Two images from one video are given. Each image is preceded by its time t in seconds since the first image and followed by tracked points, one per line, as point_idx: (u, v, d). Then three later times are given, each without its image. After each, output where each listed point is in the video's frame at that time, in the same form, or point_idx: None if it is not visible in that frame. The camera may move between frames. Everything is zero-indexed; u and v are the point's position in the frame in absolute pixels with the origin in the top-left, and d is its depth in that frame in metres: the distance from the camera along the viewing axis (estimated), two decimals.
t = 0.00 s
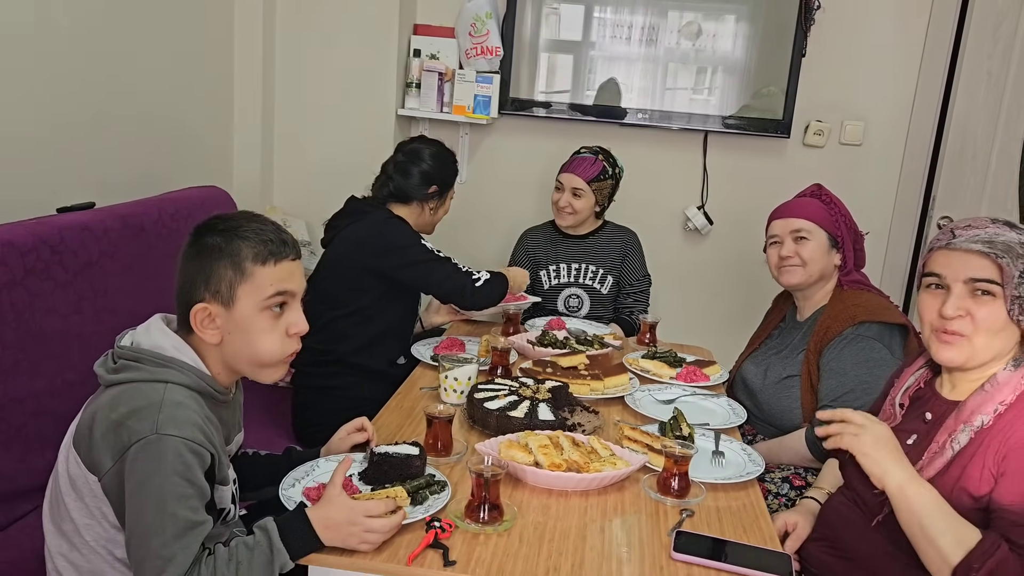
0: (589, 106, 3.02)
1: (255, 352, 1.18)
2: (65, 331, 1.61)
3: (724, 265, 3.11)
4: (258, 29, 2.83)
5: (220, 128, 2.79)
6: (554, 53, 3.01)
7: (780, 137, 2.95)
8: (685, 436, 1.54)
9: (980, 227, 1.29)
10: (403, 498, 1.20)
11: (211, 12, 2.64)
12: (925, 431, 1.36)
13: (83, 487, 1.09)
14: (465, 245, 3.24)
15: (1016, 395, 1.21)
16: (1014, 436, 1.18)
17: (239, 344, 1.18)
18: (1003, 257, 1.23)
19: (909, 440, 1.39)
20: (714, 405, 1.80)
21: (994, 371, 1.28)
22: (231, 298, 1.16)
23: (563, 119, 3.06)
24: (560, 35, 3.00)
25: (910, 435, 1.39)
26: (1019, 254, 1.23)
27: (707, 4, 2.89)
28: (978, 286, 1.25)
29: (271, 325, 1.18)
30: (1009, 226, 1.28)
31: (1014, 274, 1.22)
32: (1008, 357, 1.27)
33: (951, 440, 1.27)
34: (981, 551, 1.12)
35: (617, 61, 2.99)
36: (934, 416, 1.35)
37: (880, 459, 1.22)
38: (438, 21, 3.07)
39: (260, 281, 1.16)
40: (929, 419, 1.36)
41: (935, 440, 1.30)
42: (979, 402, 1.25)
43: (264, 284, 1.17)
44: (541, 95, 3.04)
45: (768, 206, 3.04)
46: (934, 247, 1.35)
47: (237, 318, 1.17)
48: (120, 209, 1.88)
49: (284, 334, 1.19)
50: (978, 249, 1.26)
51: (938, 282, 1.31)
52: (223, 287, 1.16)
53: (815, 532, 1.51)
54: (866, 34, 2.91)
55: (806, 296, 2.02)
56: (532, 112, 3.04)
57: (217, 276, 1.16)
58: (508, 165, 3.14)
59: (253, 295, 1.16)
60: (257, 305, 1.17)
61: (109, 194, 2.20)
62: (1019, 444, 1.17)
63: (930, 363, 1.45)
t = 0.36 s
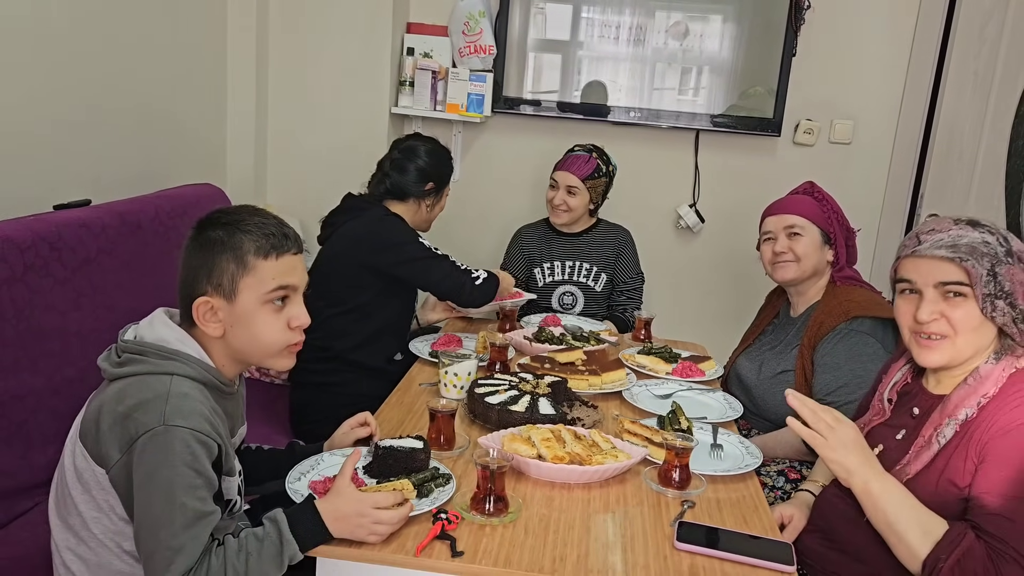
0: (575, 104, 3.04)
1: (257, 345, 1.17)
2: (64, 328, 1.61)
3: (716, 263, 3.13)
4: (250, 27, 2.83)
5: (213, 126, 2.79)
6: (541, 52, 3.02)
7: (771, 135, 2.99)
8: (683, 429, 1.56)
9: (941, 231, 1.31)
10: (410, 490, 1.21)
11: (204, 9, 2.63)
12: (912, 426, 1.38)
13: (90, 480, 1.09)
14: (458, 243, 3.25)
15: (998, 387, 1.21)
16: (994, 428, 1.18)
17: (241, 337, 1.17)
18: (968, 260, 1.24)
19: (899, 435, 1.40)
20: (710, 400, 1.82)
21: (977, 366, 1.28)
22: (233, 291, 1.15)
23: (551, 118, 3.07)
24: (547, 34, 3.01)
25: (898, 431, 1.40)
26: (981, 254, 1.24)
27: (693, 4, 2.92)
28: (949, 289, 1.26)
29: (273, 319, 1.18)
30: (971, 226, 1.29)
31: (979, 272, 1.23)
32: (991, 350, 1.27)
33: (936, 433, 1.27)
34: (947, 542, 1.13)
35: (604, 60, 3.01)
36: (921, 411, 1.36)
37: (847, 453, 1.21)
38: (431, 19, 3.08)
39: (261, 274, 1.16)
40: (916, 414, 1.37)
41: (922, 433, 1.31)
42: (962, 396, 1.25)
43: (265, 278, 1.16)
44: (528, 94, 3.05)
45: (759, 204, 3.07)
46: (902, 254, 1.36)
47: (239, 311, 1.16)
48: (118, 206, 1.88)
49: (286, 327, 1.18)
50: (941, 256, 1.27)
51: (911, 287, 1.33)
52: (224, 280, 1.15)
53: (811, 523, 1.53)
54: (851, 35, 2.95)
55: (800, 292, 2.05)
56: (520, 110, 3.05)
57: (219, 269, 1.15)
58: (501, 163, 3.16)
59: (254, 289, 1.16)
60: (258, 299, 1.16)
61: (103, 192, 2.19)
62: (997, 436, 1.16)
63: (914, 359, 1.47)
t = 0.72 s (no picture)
0: (566, 107, 3.07)
1: (267, 343, 1.18)
2: (72, 327, 1.63)
3: (712, 265, 3.17)
4: (251, 29, 2.85)
5: (215, 127, 2.80)
6: (536, 55, 3.06)
7: (768, 139, 3.03)
8: (684, 427, 1.59)
9: (951, 224, 1.34)
10: (419, 485, 1.24)
11: (207, 11, 2.65)
12: (908, 424, 1.40)
13: (106, 474, 1.10)
14: (457, 244, 3.27)
15: (990, 386, 1.24)
16: (983, 427, 1.20)
17: (251, 335, 1.18)
18: (967, 251, 1.27)
19: (894, 433, 1.43)
20: (709, 399, 1.85)
21: (968, 361, 1.30)
22: (244, 289, 1.17)
23: (546, 120, 3.10)
24: (542, 37, 3.04)
25: (894, 429, 1.43)
26: (983, 248, 1.26)
27: (688, 9, 2.96)
28: (946, 276, 1.29)
29: (283, 317, 1.19)
30: (980, 223, 1.32)
31: (979, 266, 1.25)
32: (984, 346, 1.29)
33: (929, 431, 1.30)
34: (931, 536, 1.17)
35: (599, 64, 3.04)
36: (916, 410, 1.39)
37: (830, 457, 1.24)
38: (429, 22, 3.10)
39: (272, 273, 1.17)
40: (912, 413, 1.40)
41: (917, 429, 1.34)
42: (956, 393, 1.27)
43: (275, 276, 1.17)
44: (523, 96, 3.08)
45: (755, 206, 3.11)
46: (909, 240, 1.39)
47: (250, 310, 1.17)
48: (125, 207, 1.90)
49: (295, 325, 1.20)
50: (946, 241, 1.30)
51: (911, 272, 1.35)
52: (235, 278, 1.16)
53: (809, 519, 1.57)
54: (844, 40, 2.99)
55: (797, 293, 2.08)
56: (515, 113, 3.08)
57: (230, 268, 1.16)
58: (500, 165, 3.18)
59: (265, 287, 1.17)
60: (268, 297, 1.17)
61: (107, 193, 2.20)
62: (985, 434, 1.19)
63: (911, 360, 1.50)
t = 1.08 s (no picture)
0: (568, 111, 3.10)
1: (270, 342, 1.20)
2: (78, 326, 1.65)
3: (712, 269, 3.19)
4: (256, 33, 2.88)
5: (219, 130, 2.83)
6: (538, 60, 3.08)
7: (767, 144, 3.05)
8: (684, 428, 1.61)
9: (931, 234, 1.34)
10: (422, 482, 1.25)
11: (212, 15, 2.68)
12: (907, 425, 1.42)
13: (116, 469, 1.12)
14: (458, 247, 3.30)
15: (985, 389, 1.24)
16: (978, 423, 1.21)
17: (255, 333, 1.20)
18: (935, 263, 1.28)
19: (894, 434, 1.44)
20: (708, 400, 1.87)
21: (964, 362, 1.31)
22: (249, 288, 1.18)
23: (549, 125, 3.13)
24: (543, 42, 3.07)
25: (894, 430, 1.44)
26: (955, 259, 1.27)
27: (689, 14, 2.99)
28: (920, 287, 1.30)
29: (286, 316, 1.20)
30: (960, 231, 1.32)
31: (953, 278, 1.26)
32: (975, 346, 1.30)
33: (929, 433, 1.30)
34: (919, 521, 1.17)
35: (601, 69, 3.07)
36: (915, 411, 1.40)
37: (802, 457, 1.27)
38: (431, 26, 3.13)
39: (275, 273, 1.18)
40: (911, 414, 1.41)
41: (916, 431, 1.34)
42: (953, 395, 1.28)
43: (279, 276, 1.19)
44: (525, 101, 3.10)
45: (755, 211, 3.13)
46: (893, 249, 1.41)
47: (254, 309, 1.19)
48: (130, 208, 1.92)
49: (298, 325, 1.21)
50: (916, 255, 1.31)
51: (896, 283, 1.38)
52: (240, 277, 1.18)
53: (807, 519, 1.58)
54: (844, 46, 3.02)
55: (797, 296, 2.10)
56: (516, 117, 3.10)
57: (236, 267, 1.18)
58: (501, 169, 3.21)
59: (269, 287, 1.18)
60: (272, 297, 1.19)
61: (113, 194, 2.23)
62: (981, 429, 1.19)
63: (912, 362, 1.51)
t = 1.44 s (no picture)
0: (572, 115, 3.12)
1: (252, 338, 1.21)
2: (70, 322, 1.67)
3: (703, 271, 3.22)
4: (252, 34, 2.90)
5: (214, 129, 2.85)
6: (535, 62, 3.11)
7: (757, 147, 3.08)
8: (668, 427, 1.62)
9: (894, 240, 1.37)
10: (407, 476, 1.28)
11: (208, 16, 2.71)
12: (886, 423, 1.45)
13: (105, 462, 1.14)
14: (452, 247, 3.32)
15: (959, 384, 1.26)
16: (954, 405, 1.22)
17: (238, 328, 1.22)
18: (897, 269, 1.30)
19: (874, 431, 1.48)
20: (694, 399, 1.89)
21: (940, 361, 1.33)
22: (232, 283, 1.20)
23: (545, 126, 3.15)
24: (541, 45, 3.10)
25: (874, 428, 1.47)
26: (916, 264, 1.29)
27: (685, 18, 3.01)
28: (887, 292, 1.33)
29: (268, 313, 1.21)
30: (920, 235, 1.34)
31: (917, 281, 1.28)
32: (948, 344, 1.32)
33: (905, 428, 1.34)
34: (863, 487, 1.24)
35: (598, 71, 3.10)
36: (894, 409, 1.44)
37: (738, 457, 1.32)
38: (426, 28, 3.15)
39: (258, 269, 1.19)
40: (890, 411, 1.45)
41: (893, 427, 1.38)
42: (928, 390, 1.31)
43: (261, 273, 1.20)
44: (522, 102, 3.13)
45: (746, 211, 3.16)
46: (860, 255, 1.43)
47: (237, 304, 1.21)
48: (124, 206, 1.94)
49: (280, 323, 1.22)
50: (878, 263, 1.33)
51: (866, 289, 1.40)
52: (225, 272, 1.20)
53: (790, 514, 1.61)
54: (836, 50, 3.05)
55: (784, 297, 2.12)
56: (513, 119, 3.13)
57: (221, 262, 1.20)
58: (494, 170, 3.23)
59: (252, 282, 1.20)
60: (255, 292, 1.20)
61: (107, 192, 2.25)
62: (954, 413, 1.20)
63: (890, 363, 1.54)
